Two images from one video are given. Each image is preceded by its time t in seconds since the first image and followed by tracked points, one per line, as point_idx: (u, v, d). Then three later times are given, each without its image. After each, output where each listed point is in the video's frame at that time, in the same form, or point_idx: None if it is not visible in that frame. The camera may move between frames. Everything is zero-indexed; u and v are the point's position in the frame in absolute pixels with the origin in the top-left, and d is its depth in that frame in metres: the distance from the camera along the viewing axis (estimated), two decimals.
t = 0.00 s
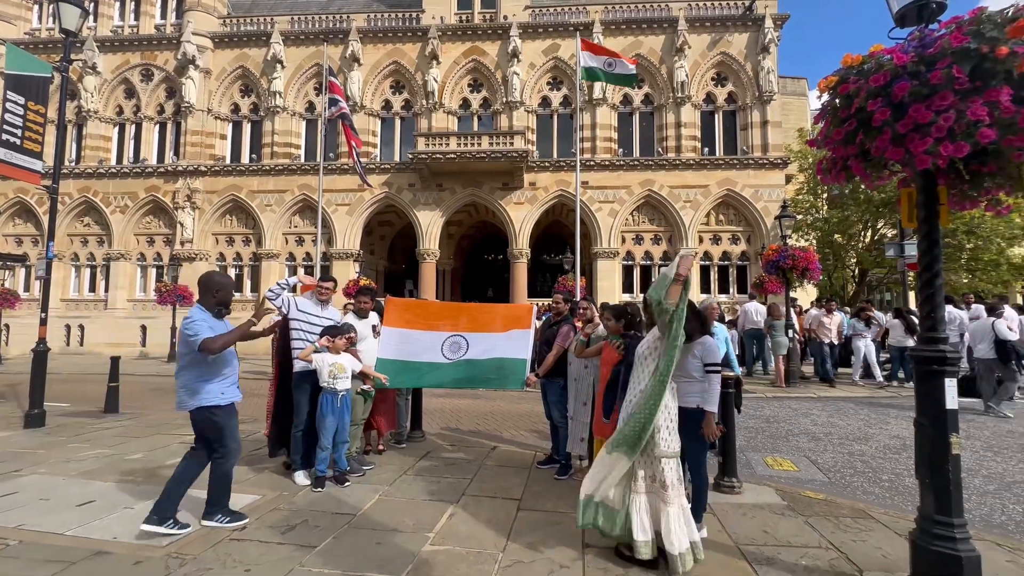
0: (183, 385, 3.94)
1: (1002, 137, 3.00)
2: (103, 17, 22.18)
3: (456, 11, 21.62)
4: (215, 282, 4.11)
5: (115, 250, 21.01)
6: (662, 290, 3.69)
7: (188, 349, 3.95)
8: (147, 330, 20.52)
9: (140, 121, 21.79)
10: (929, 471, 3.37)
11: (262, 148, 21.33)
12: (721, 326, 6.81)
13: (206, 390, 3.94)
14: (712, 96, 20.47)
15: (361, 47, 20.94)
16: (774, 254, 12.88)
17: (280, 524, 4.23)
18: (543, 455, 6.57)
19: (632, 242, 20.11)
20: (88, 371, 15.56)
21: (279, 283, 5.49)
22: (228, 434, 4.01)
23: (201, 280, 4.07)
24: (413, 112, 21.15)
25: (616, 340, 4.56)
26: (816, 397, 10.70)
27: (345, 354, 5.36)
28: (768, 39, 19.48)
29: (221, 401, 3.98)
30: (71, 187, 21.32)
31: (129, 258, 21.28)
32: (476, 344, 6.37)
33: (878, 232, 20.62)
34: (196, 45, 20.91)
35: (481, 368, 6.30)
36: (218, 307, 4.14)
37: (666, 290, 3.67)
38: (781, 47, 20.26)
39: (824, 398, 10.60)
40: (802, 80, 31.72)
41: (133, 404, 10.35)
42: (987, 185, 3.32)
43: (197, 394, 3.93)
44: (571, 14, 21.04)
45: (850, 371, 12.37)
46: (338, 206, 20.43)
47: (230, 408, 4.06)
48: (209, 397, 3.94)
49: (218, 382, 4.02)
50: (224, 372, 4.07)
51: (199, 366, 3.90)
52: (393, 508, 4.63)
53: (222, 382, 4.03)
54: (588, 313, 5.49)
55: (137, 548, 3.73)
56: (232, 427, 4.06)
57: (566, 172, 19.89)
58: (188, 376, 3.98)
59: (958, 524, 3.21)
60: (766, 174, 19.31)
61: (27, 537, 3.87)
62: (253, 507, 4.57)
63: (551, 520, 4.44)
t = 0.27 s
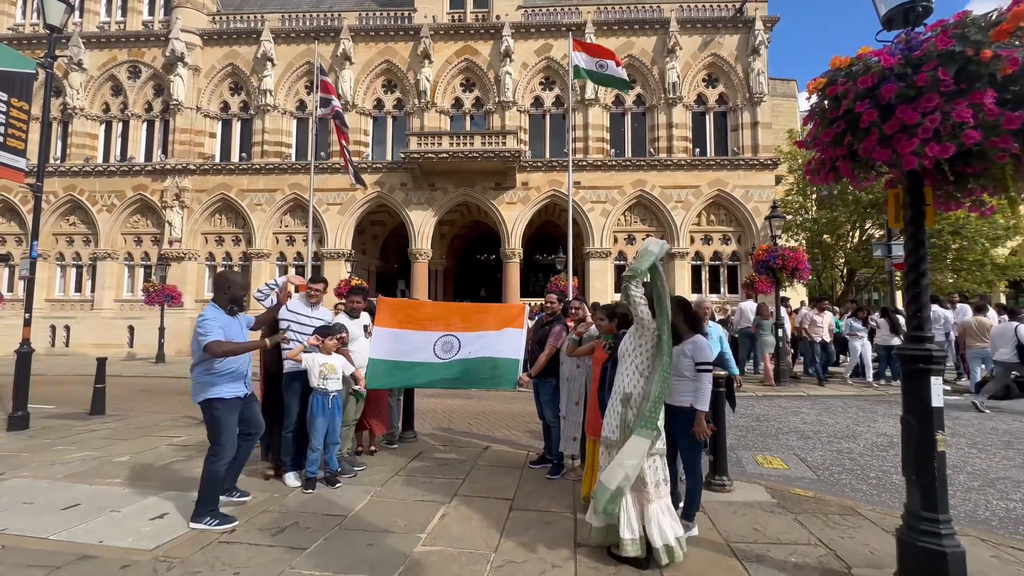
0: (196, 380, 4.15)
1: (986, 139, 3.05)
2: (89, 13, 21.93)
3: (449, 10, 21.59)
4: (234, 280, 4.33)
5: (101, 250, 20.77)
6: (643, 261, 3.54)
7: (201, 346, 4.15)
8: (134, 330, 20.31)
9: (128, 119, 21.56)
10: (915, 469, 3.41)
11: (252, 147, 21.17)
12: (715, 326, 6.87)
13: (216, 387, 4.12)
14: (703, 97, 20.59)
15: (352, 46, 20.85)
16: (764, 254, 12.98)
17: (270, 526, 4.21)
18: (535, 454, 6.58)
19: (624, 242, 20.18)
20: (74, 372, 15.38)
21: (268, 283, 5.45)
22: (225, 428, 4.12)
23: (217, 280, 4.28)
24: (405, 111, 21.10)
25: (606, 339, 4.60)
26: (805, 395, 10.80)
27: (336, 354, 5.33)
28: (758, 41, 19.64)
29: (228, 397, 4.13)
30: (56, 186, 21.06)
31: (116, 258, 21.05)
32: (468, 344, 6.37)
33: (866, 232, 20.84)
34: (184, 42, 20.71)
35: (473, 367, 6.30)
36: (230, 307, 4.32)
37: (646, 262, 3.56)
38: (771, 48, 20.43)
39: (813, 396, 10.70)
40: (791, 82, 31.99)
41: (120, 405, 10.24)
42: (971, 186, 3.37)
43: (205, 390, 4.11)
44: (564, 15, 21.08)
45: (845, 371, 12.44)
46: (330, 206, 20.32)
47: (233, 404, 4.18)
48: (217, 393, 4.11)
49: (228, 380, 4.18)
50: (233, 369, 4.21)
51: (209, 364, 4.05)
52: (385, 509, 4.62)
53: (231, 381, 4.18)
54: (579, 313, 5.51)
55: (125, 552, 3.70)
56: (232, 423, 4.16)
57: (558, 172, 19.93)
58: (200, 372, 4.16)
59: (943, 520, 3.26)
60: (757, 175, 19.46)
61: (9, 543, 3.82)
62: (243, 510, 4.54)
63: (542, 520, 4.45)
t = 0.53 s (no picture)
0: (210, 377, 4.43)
1: (973, 140, 3.08)
2: (78, 10, 21.74)
3: (442, 9, 21.57)
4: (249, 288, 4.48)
5: (91, 250, 20.60)
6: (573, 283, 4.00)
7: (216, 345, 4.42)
8: (125, 331, 20.17)
9: (118, 117, 21.39)
10: (905, 466, 3.45)
11: (245, 146, 21.06)
12: (709, 322, 6.94)
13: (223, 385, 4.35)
14: (696, 97, 20.67)
15: (346, 45, 20.79)
16: (756, 254, 13.06)
17: (262, 528, 4.20)
18: (529, 454, 6.60)
19: (618, 242, 20.23)
20: (64, 373, 15.25)
21: (261, 283, 5.42)
22: (238, 428, 4.33)
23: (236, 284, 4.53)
24: (399, 110, 21.05)
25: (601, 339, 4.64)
26: (797, 394, 10.88)
27: (329, 355, 5.31)
28: (751, 42, 19.75)
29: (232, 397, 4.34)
30: (44, 185, 20.86)
31: (106, 258, 20.89)
32: (462, 344, 6.38)
33: (857, 232, 21.00)
34: (176, 40, 20.56)
35: (467, 368, 6.31)
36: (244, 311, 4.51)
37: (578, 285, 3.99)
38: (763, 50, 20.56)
39: (805, 395, 10.78)
40: (783, 83, 32.20)
41: (110, 407, 10.16)
42: (958, 187, 3.42)
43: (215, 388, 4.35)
44: (558, 15, 21.10)
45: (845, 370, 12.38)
46: (323, 205, 20.24)
47: (241, 405, 4.38)
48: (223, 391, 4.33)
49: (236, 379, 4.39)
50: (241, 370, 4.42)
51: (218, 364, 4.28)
52: (378, 510, 4.62)
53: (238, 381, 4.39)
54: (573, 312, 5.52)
55: (115, 555, 3.68)
56: (240, 422, 4.36)
57: (552, 172, 19.95)
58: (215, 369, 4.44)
59: (931, 517, 3.30)
60: (749, 175, 19.57)
61: None
62: (235, 512, 4.52)
63: (535, 519, 4.46)
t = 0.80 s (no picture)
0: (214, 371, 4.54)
1: (966, 140, 3.10)
2: (71, 9, 21.63)
3: (439, 9, 21.55)
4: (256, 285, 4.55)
5: (85, 250, 20.51)
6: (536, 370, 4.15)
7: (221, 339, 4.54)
8: (120, 332, 20.09)
9: (112, 117, 21.30)
10: (899, 464, 3.47)
11: (241, 146, 21.00)
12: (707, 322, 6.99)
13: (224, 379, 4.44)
14: (692, 97, 20.72)
15: (342, 44, 20.75)
16: (752, 254, 13.09)
17: (258, 529, 4.19)
18: (526, 454, 6.60)
19: (614, 242, 20.25)
20: (58, 375, 15.18)
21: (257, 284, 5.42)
22: (235, 424, 4.39)
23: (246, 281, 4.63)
24: (396, 110, 21.03)
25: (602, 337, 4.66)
26: (793, 393, 10.92)
27: (324, 355, 5.31)
28: (747, 42, 19.80)
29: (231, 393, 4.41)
30: (38, 185, 20.76)
31: (100, 258, 20.79)
32: (459, 344, 6.38)
33: (852, 232, 21.09)
34: (170, 39, 20.47)
35: (463, 368, 6.31)
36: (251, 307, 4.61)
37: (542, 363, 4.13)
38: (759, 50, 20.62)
39: (801, 394, 10.83)
40: (779, 83, 32.30)
41: (105, 408, 10.12)
42: (951, 186, 3.44)
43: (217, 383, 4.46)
44: (554, 15, 21.11)
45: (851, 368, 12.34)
46: (319, 205, 20.20)
47: (240, 402, 4.44)
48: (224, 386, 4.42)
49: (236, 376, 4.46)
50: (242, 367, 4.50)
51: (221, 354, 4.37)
52: (375, 510, 4.61)
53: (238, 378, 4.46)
54: (570, 311, 5.53)
55: (109, 557, 3.66)
56: (240, 419, 4.43)
57: (549, 172, 19.96)
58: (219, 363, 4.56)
59: (925, 515, 3.32)
60: (745, 175, 19.63)
61: None
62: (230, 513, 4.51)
63: (531, 519, 4.46)
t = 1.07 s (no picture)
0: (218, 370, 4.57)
1: (964, 139, 3.11)
2: (68, 10, 21.62)
3: (437, 9, 21.54)
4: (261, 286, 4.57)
5: (85, 252, 20.49)
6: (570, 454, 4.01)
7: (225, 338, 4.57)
8: (119, 333, 20.08)
9: (111, 118, 21.29)
10: (899, 462, 3.47)
11: (240, 147, 20.98)
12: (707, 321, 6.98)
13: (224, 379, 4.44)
14: (691, 97, 20.73)
15: (340, 45, 20.74)
16: (751, 253, 13.10)
17: (259, 530, 4.19)
18: (526, 454, 6.61)
19: (614, 241, 20.25)
20: (58, 377, 15.18)
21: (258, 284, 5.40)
22: (232, 426, 4.39)
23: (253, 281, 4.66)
24: (395, 111, 21.03)
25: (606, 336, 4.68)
26: (793, 392, 10.93)
27: (325, 356, 5.30)
28: (745, 42, 19.81)
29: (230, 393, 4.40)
30: (37, 186, 20.75)
31: (100, 260, 20.78)
32: (459, 344, 6.38)
33: (851, 231, 21.11)
34: (169, 40, 20.46)
35: (463, 368, 6.31)
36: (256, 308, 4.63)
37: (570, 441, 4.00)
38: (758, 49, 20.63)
39: (800, 392, 10.83)
40: (778, 82, 32.31)
41: (104, 410, 10.10)
42: (950, 184, 3.45)
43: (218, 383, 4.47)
44: (552, 15, 21.10)
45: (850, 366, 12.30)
46: (319, 206, 20.20)
47: (239, 403, 4.42)
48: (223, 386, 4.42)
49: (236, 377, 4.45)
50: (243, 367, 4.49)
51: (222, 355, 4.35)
52: (375, 510, 4.62)
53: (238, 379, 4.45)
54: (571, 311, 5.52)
55: (110, 559, 3.66)
56: (237, 420, 4.41)
57: (548, 171, 19.96)
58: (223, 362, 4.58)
59: (925, 512, 3.32)
60: (744, 174, 19.65)
61: None
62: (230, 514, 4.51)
63: (532, 519, 4.46)
